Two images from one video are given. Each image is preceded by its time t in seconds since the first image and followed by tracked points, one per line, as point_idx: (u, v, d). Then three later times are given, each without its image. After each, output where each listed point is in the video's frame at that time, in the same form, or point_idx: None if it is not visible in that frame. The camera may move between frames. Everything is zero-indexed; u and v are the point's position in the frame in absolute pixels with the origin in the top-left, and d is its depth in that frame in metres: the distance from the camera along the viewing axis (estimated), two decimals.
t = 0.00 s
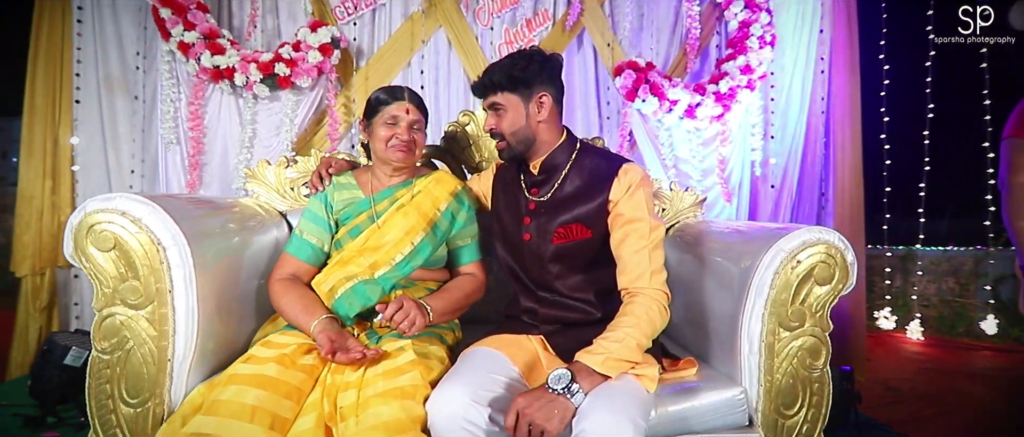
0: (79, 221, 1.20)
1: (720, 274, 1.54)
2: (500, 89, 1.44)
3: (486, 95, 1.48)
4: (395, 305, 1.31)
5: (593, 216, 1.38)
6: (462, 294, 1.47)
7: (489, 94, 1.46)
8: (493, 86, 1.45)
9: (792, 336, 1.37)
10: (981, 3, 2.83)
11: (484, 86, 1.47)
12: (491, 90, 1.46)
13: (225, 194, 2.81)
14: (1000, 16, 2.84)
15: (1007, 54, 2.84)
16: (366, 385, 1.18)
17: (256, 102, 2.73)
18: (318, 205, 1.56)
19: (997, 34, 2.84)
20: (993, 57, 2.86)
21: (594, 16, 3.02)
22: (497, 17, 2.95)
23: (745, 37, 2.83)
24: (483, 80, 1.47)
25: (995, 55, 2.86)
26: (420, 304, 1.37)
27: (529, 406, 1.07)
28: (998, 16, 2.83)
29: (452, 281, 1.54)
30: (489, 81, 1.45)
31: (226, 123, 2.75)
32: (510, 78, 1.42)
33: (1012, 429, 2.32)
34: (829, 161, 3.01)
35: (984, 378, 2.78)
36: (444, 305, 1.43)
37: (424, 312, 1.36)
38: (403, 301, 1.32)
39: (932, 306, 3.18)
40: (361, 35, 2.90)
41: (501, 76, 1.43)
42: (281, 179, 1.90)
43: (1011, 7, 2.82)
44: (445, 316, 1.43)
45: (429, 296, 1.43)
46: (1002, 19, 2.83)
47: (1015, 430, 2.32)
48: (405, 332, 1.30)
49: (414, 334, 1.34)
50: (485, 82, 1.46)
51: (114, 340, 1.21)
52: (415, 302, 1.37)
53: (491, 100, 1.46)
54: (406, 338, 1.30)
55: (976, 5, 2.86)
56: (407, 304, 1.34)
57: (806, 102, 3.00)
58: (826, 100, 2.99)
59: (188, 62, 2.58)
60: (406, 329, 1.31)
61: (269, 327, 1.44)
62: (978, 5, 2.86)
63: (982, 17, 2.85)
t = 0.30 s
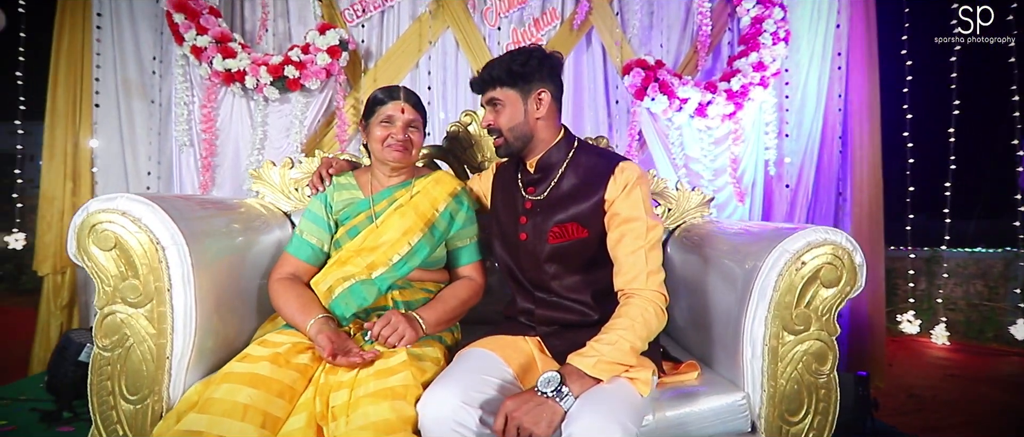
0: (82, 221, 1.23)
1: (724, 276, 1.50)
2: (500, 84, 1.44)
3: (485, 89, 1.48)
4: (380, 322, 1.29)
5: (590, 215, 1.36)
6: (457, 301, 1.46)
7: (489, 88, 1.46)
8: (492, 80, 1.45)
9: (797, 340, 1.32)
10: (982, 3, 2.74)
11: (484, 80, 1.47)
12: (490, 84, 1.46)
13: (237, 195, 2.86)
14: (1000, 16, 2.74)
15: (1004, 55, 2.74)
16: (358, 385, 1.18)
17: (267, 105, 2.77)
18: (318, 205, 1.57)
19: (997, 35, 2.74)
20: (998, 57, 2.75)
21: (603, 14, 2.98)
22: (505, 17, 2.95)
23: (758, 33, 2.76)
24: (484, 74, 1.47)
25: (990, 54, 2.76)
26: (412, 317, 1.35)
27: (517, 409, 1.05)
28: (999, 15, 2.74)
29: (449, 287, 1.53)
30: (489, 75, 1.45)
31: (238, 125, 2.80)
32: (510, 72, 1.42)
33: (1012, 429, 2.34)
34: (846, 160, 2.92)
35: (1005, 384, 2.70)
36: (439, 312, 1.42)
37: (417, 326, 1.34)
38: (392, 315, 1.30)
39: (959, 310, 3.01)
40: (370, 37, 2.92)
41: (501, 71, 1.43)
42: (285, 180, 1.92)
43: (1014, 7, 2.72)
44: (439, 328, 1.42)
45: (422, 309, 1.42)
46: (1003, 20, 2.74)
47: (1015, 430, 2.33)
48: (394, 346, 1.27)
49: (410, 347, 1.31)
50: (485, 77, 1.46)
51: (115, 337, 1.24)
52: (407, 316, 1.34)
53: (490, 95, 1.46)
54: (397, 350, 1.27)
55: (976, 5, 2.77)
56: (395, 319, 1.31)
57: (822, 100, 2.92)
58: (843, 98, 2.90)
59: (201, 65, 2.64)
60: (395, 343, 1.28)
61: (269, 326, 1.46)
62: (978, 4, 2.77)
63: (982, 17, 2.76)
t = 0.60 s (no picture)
0: (83, 219, 1.25)
1: (729, 277, 1.45)
2: (499, 77, 1.41)
3: (484, 82, 1.46)
4: (380, 315, 1.30)
5: (586, 213, 1.34)
6: (454, 301, 1.45)
7: (487, 82, 1.44)
8: (491, 73, 1.43)
9: (803, 343, 1.27)
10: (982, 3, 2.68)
11: (483, 74, 1.45)
12: (489, 78, 1.44)
13: (248, 194, 2.91)
14: (999, 17, 2.70)
15: (1012, 54, 2.68)
16: (349, 384, 1.17)
17: (278, 105, 2.81)
18: (317, 205, 1.57)
19: (998, 34, 2.69)
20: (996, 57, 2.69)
21: (612, 10, 2.93)
22: (514, 15, 2.92)
23: (773, 27, 2.68)
24: (484, 67, 1.44)
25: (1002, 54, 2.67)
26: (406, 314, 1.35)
27: (505, 412, 1.04)
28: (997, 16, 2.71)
29: (447, 286, 1.52)
30: (488, 69, 1.43)
31: (249, 125, 2.84)
32: (509, 66, 1.40)
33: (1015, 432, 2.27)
34: (867, 156, 2.81)
35: None
36: (435, 312, 1.41)
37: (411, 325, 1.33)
38: (388, 311, 1.31)
39: (989, 312, 2.90)
40: (379, 37, 2.93)
41: (500, 64, 1.40)
42: (289, 179, 1.93)
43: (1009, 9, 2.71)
44: (433, 329, 1.40)
45: (418, 308, 1.41)
46: (1000, 20, 2.70)
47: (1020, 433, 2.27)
48: (389, 341, 1.27)
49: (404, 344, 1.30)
50: (484, 70, 1.44)
51: (115, 334, 1.26)
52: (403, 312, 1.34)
53: (489, 88, 1.44)
54: (391, 348, 1.27)
55: (976, 6, 2.71)
56: (393, 314, 1.32)
57: (841, 95, 2.82)
58: (863, 92, 2.79)
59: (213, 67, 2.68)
60: (391, 338, 1.28)
61: (268, 324, 1.46)
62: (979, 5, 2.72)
63: (983, 16, 2.70)
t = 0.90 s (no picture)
0: (88, 219, 1.28)
1: (735, 279, 1.40)
2: (499, 73, 1.39)
3: (484, 78, 1.43)
4: (381, 311, 1.28)
5: (585, 213, 1.32)
6: (453, 301, 1.44)
7: (488, 77, 1.42)
8: (491, 69, 1.40)
9: (812, 348, 1.22)
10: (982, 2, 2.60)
11: (484, 69, 1.42)
12: (490, 73, 1.41)
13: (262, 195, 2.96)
14: (999, 16, 2.58)
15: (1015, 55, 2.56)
16: (344, 384, 1.17)
17: (290, 107, 2.85)
18: (319, 205, 1.57)
19: (996, 34, 2.58)
20: (1003, 56, 2.57)
21: (623, 8, 2.89)
22: (523, 14, 2.91)
23: (789, 21, 2.61)
24: (484, 63, 1.42)
25: None
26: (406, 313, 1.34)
27: (495, 415, 1.02)
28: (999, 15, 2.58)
29: (448, 287, 1.50)
30: (489, 64, 1.41)
31: (263, 128, 2.89)
32: (510, 61, 1.38)
33: None
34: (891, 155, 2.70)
35: None
36: (434, 312, 1.40)
37: (410, 324, 1.32)
38: (390, 309, 1.29)
39: None
40: (389, 38, 2.94)
41: (501, 59, 1.38)
42: (296, 180, 1.94)
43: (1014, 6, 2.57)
44: (433, 329, 1.40)
45: (418, 308, 1.40)
46: (1002, 19, 2.58)
47: None
48: (389, 339, 1.26)
49: (403, 342, 1.29)
50: (484, 66, 1.42)
51: (118, 331, 1.28)
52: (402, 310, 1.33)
53: (489, 84, 1.41)
54: (389, 347, 1.26)
55: (977, 5, 2.63)
56: (393, 311, 1.30)
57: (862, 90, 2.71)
58: (886, 87, 2.68)
59: (227, 70, 2.74)
60: (391, 336, 1.26)
61: (269, 323, 1.48)
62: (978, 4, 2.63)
63: (982, 16, 2.60)
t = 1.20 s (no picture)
0: (101, 218, 1.32)
1: (747, 281, 1.35)
2: (502, 69, 1.35)
3: (488, 74, 1.39)
4: (373, 317, 1.29)
5: (588, 212, 1.29)
6: (456, 301, 1.42)
7: (492, 74, 1.38)
8: (495, 64, 1.36)
9: (826, 353, 1.16)
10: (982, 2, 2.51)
11: (488, 65, 1.38)
12: (494, 69, 1.37)
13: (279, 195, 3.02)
14: (998, 18, 2.50)
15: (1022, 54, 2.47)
16: (343, 382, 1.17)
17: (307, 109, 2.89)
18: (325, 205, 1.59)
19: (996, 36, 2.49)
20: None
21: (638, 4, 2.84)
22: (537, 13, 2.89)
23: (811, 15, 2.53)
24: (487, 59, 1.38)
25: None
26: (404, 314, 1.33)
27: (491, 416, 1.00)
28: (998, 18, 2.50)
29: (451, 287, 1.49)
30: (492, 60, 1.36)
31: (281, 129, 2.95)
32: (515, 57, 1.34)
33: None
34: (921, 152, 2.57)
35: None
36: (435, 312, 1.39)
37: (408, 324, 1.31)
38: (381, 312, 1.30)
39: None
40: (404, 40, 2.96)
41: (505, 55, 1.34)
42: (307, 180, 1.95)
43: (1006, 10, 2.52)
44: (435, 328, 1.38)
45: (419, 308, 1.39)
46: (1000, 21, 2.50)
47: None
48: (383, 342, 1.26)
49: (402, 342, 1.29)
50: (489, 61, 1.37)
51: (129, 328, 1.31)
52: (398, 311, 1.32)
53: (493, 80, 1.38)
54: (386, 347, 1.25)
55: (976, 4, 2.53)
56: (385, 315, 1.30)
57: (889, 85, 2.60)
58: (916, 82, 2.56)
59: (246, 73, 2.80)
60: (384, 339, 1.26)
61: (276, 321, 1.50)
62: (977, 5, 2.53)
63: (980, 17, 2.52)
